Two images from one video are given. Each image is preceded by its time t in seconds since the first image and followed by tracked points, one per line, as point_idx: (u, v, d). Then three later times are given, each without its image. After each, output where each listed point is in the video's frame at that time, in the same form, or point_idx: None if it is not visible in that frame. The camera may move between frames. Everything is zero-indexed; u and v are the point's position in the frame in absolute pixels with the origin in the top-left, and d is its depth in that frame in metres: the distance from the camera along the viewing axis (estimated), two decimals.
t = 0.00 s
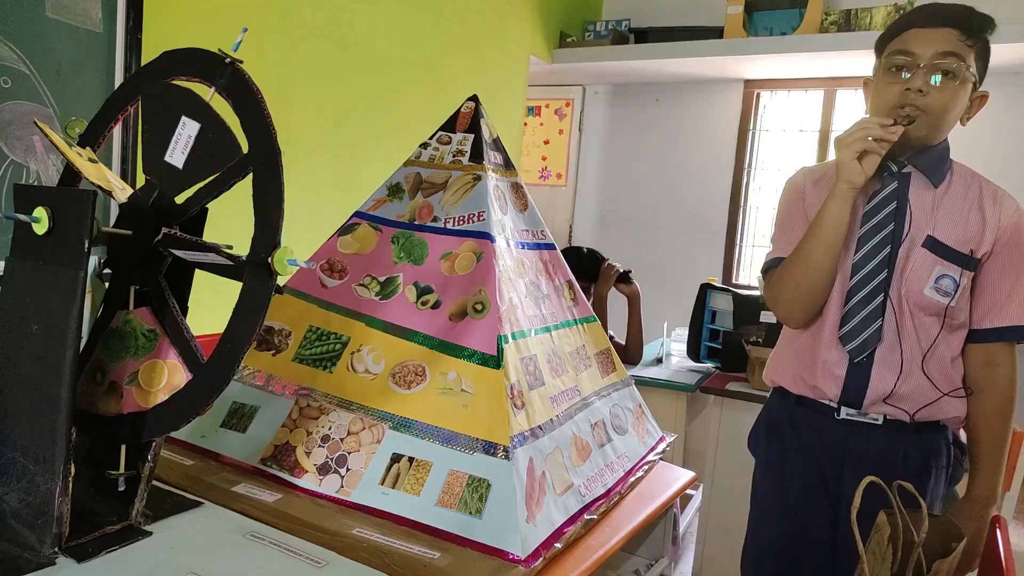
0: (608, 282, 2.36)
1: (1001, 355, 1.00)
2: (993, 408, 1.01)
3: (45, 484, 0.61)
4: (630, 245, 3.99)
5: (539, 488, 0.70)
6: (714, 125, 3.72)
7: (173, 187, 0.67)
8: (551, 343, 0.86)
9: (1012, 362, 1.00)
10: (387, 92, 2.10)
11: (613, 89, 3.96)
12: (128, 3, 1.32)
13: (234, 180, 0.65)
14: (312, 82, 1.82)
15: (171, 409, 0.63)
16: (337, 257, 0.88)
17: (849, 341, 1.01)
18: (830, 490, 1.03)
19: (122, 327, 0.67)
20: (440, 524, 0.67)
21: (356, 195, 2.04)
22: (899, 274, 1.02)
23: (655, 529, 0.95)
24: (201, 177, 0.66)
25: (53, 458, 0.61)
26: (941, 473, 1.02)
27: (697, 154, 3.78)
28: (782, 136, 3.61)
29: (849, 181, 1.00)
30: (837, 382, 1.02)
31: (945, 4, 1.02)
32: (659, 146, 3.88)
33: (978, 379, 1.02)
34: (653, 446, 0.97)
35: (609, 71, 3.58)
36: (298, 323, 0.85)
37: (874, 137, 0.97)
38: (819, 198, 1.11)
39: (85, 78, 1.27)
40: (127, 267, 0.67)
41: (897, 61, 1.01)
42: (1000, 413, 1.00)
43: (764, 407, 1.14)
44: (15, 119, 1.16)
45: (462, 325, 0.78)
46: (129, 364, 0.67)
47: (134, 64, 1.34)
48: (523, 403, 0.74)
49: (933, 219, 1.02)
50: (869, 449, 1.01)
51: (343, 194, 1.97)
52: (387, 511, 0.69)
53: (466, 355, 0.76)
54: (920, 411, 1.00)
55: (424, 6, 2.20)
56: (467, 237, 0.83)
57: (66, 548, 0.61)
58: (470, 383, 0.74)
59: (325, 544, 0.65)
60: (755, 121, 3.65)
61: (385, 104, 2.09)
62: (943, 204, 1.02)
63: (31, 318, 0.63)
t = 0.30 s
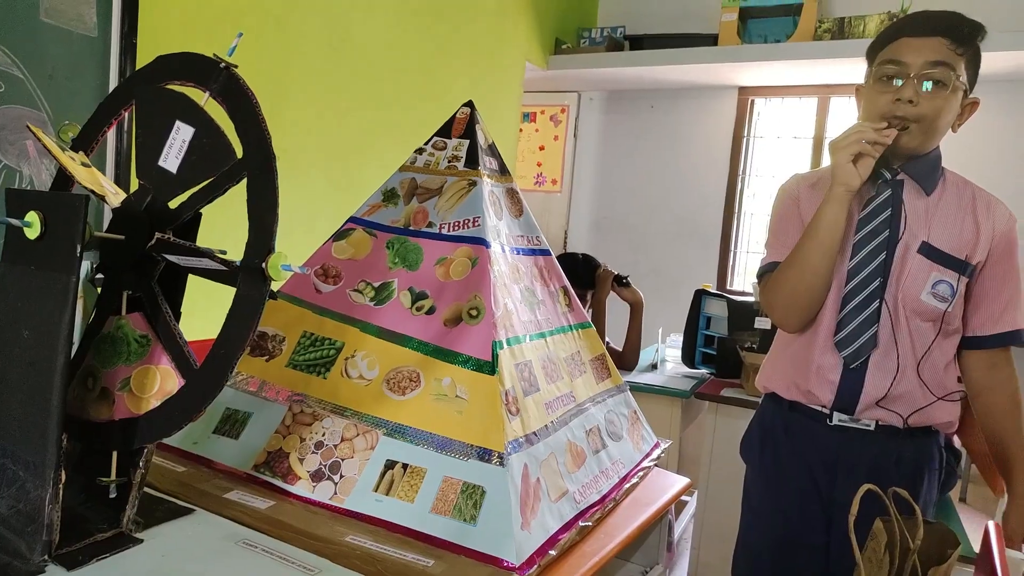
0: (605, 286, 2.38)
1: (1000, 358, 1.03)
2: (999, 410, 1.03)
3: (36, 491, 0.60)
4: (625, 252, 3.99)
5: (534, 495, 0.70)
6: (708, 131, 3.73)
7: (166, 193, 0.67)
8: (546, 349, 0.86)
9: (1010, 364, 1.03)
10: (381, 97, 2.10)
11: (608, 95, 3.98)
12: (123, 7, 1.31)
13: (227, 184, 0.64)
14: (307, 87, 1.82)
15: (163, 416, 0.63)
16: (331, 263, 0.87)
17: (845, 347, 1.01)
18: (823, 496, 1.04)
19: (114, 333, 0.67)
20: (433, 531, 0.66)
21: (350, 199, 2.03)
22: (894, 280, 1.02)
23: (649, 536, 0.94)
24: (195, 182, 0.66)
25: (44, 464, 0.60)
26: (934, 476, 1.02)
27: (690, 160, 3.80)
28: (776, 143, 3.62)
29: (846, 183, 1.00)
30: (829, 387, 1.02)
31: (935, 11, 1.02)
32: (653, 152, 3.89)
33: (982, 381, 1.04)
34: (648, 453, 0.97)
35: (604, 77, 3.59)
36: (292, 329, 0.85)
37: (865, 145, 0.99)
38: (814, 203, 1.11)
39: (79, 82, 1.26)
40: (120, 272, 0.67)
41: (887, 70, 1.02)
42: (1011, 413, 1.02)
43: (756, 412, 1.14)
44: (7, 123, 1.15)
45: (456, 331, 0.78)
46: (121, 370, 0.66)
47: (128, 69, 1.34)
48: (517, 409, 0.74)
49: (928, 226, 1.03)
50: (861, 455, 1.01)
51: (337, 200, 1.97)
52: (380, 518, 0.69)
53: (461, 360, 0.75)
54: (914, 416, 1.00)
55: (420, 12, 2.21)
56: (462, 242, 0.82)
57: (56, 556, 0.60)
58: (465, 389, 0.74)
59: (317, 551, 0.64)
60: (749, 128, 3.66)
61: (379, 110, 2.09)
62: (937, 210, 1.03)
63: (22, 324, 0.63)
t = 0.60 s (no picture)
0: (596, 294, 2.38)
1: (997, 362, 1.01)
2: (998, 416, 1.01)
3: (22, 503, 0.59)
4: (618, 259, 4.00)
5: (527, 504, 0.69)
6: (700, 139, 3.75)
7: (156, 201, 0.67)
8: (539, 357, 0.85)
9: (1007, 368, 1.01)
10: (373, 106, 2.10)
11: (600, 104, 4.00)
12: (114, 16, 1.31)
13: (217, 193, 0.64)
14: (298, 95, 1.81)
15: (152, 427, 0.62)
16: (323, 271, 0.87)
17: (834, 359, 1.01)
18: (812, 504, 1.03)
19: (102, 343, 0.66)
20: (426, 542, 0.66)
21: (342, 207, 2.03)
22: (880, 290, 1.02)
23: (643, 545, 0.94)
24: (185, 190, 0.65)
25: (30, 477, 0.59)
26: (920, 483, 1.03)
27: (681, 168, 3.82)
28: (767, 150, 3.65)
29: (829, 202, 1.00)
30: (819, 397, 1.02)
31: (916, 15, 1.00)
32: (645, 160, 3.91)
33: (983, 388, 1.02)
34: (642, 461, 0.96)
35: (596, 86, 3.60)
36: (283, 337, 0.84)
37: (849, 167, 0.99)
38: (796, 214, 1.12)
39: (70, 90, 1.25)
40: (108, 282, 0.66)
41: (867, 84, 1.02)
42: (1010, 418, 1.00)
43: (743, 418, 1.14)
44: None
45: (450, 339, 0.77)
46: (110, 380, 0.66)
47: (119, 77, 1.34)
48: (511, 417, 0.73)
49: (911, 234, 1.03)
50: (852, 461, 1.01)
51: (329, 208, 1.97)
52: (373, 529, 0.68)
53: (454, 369, 0.75)
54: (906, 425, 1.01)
55: (411, 21, 2.21)
56: (455, 250, 0.82)
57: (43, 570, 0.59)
58: (457, 398, 0.73)
59: (308, 563, 0.64)
60: (741, 135, 3.68)
61: (371, 118, 2.09)
62: (919, 218, 1.03)
63: (9, 334, 0.62)
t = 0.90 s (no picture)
0: (587, 300, 2.37)
1: (972, 362, 0.99)
2: (970, 419, 0.99)
3: (3, 516, 0.58)
4: (611, 265, 4.00)
5: (520, 513, 0.68)
6: (693, 146, 3.76)
7: (144, 208, 0.66)
8: (532, 364, 0.85)
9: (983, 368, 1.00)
10: (365, 113, 2.09)
11: (592, 111, 4.01)
12: (103, 23, 1.30)
13: (205, 200, 0.63)
14: (290, 102, 1.81)
15: (137, 438, 0.61)
16: (314, 278, 0.86)
17: (822, 364, 1.00)
18: (800, 510, 1.02)
19: (89, 352, 0.65)
20: (419, 553, 0.65)
21: (333, 215, 2.02)
22: (866, 293, 1.02)
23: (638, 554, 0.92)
24: (173, 198, 0.65)
25: (13, 489, 0.58)
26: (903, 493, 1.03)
27: (673, 174, 3.83)
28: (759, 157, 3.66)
29: (813, 213, 0.99)
30: (804, 406, 1.02)
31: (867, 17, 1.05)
32: (638, 166, 3.92)
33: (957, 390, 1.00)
34: (637, 469, 0.96)
35: (589, 93, 3.61)
36: (274, 346, 0.83)
37: (837, 173, 0.97)
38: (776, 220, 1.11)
39: (59, 97, 1.24)
40: (95, 291, 0.65)
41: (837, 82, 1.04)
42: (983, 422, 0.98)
43: (727, 424, 1.14)
44: None
45: (442, 346, 0.76)
46: (96, 391, 0.64)
47: (109, 84, 1.33)
48: (504, 426, 0.73)
49: (895, 235, 1.03)
50: (838, 464, 1.01)
51: (321, 215, 1.96)
52: (364, 541, 0.67)
53: (446, 377, 0.74)
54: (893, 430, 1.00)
55: (403, 28, 2.21)
56: (447, 257, 0.82)
57: None
58: (450, 406, 0.72)
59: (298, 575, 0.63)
60: (733, 141, 3.69)
61: (362, 125, 2.09)
62: (901, 219, 1.03)
63: None
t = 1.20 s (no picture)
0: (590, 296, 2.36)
1: (955, 356, 1.00)
2: (948, 415, 0.99)
3: None
4: (615, 261, 3.99)
5: (523, 509, 0.68)
6: (697, 141, 3.75)
7: (144, 198, 0.65)
8: (535, 359, 0.84)
9: (966, 364, 1.00)
10: (368, 106, 2.08)
11: (596, 106, 4.00)
12: (107, 14, 1.30)
13: (206, 190, 0.62)
14: (293, 95, 1.80)
15: (137, 429, 0.60)
16: (316, 271, 0.86)
17: (824, 361, 0.99)
18: (799, 509, 1.01)
19: (88, 343, 0.65)
20: (420, 548, 0.64)
21: (336, 209, 2.01)
22: (864, 288, 1.01)
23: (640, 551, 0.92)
24: (173, 187, 0.64)
25: (10, 481, 0.57)
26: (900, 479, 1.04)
27: (677, 171, 3.82)
28: (764, 153, 3.64)
29: (810, 201, 0.98)
30: (806, 403, 1.00)
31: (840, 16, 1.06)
32: (642, 162, 3.90)
33: (937, 383, 1.01)
34: (640, 465, 0.95)
35: (594, 88, 3.60)
36: (276, 338, 0.83)
37: (832, 160, 0.96)
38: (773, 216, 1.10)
39: (62, 88, 1.24)
40: (94, 282, 0.65)
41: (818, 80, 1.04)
42: (957, 418, 0.99)
43: (721, 422, 1.13)
44: None
45: (445, 341, 0.76)
46: (95, 382, 0.64)
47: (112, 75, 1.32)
48: (506, 421, 0.72)
49: (890, 229, 1.02)
50: (836, 460, 1.00)
51: (323, 208, 1.95)
52: (365, 535, 0.66)
53: (448, 372, 0.74)
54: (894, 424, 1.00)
55: (407, 21, 2.20)
56: (450, 250, 0.81)
57: None
58: (453, 400, 0.72)
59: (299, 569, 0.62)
60: (739, 138, 3.66)
61: (366, 119, 2.08)
62: (896, 213, 1.02)
63: None
